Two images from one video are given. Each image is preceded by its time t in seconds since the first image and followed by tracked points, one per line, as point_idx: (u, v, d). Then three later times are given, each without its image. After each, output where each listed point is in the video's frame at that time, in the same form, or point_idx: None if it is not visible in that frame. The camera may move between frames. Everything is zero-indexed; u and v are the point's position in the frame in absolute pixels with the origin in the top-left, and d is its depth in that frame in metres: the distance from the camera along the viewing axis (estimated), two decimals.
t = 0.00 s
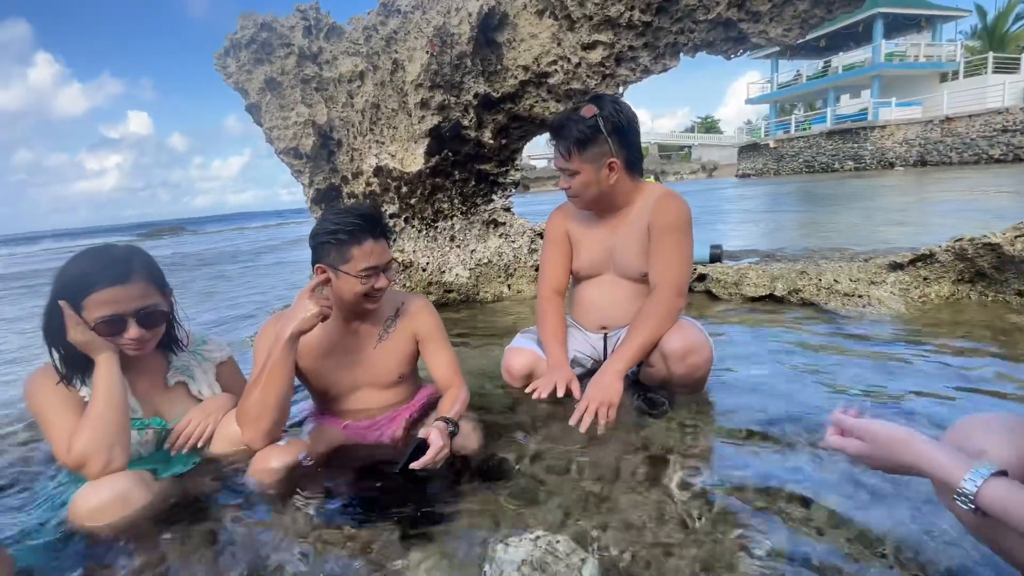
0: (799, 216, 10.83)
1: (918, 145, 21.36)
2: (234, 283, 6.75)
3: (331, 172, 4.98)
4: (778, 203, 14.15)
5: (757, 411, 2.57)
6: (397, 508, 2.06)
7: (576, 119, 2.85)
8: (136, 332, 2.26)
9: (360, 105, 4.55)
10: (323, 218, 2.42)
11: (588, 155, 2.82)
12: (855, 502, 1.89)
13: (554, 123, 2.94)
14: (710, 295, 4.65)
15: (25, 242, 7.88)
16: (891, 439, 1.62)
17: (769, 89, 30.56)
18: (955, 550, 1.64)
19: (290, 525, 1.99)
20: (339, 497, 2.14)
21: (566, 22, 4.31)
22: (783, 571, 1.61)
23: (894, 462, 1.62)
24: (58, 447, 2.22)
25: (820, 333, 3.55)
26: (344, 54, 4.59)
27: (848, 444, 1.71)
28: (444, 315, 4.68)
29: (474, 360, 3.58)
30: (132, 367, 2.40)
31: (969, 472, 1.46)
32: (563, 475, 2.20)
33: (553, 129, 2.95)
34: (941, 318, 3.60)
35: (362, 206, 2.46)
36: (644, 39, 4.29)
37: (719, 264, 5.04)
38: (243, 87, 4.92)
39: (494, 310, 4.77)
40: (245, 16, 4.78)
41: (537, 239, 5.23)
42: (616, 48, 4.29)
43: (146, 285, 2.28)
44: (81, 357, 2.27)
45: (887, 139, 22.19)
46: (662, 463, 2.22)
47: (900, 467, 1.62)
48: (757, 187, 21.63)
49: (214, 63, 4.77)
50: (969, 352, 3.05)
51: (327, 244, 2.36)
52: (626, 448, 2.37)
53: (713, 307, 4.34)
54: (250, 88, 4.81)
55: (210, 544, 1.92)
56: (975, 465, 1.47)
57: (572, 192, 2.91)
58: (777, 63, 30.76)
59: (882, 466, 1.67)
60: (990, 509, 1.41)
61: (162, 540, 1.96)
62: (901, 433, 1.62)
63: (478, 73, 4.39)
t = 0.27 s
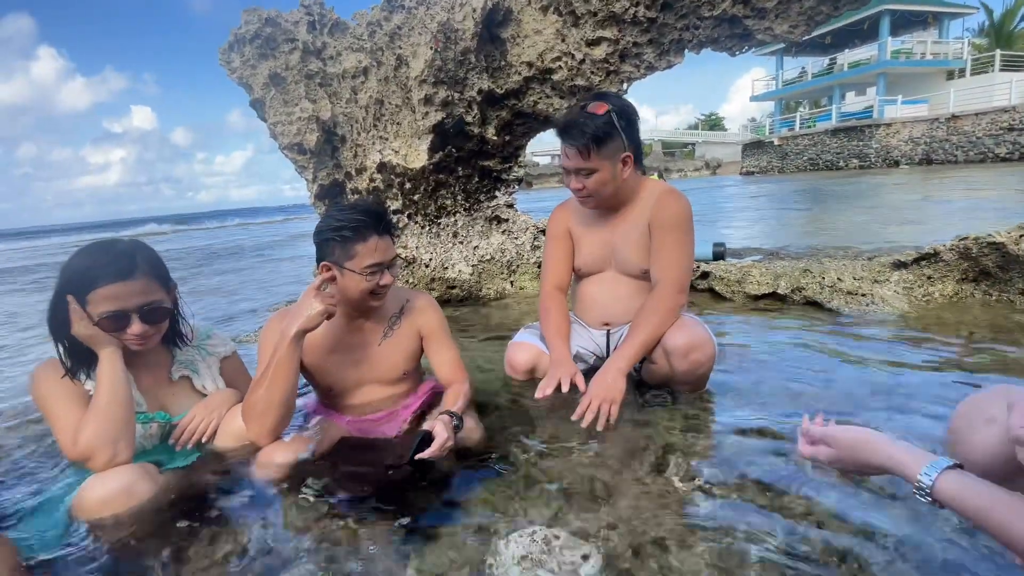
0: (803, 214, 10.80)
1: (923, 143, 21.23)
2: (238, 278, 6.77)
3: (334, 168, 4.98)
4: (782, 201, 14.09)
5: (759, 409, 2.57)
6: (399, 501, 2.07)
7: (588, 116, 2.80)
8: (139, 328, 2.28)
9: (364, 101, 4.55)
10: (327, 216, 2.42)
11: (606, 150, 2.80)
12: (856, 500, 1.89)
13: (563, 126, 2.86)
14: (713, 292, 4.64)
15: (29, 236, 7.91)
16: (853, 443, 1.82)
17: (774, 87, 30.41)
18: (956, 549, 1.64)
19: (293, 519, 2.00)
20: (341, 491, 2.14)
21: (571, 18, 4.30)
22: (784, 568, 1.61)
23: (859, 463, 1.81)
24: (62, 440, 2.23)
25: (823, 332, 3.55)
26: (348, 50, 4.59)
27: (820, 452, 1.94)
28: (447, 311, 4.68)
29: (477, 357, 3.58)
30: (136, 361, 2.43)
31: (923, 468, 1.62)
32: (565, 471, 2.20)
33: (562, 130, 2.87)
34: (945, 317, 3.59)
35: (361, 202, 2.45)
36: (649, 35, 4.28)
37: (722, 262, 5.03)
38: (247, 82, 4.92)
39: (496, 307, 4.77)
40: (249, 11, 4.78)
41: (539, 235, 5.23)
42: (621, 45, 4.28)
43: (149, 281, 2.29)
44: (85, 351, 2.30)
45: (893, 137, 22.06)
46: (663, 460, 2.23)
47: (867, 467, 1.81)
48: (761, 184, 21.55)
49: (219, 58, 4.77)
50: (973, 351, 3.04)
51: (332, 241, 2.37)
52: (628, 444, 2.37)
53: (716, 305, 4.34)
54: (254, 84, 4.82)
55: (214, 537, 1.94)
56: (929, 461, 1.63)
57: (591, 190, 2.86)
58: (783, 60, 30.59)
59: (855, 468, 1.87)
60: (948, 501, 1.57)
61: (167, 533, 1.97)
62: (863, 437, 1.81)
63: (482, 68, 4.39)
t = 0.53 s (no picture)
0: (806, 212, 10.77)
1: (928, 140, 21.13)
2: (242, 275, 6.80)
3: (337, 165, 4.99)
4: (785, 198, 14.07)
5: (760, 407, 2.58)
6: (401, 497, 2.09)
7: (604, 112, 2.79)
8: (140, 329, 2.28)
9: (367, 98, 4.55)
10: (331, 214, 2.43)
11: (623, 146, 2.81)
12: (856, 498, 1.90)
13: (576, 123, 2.83)
14: (715, 290, 4.65)
15: (35, 232, 7.95)
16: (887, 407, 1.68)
17: (778, 83, 30.27)
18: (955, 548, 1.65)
19: (297, 515, 2.02)
20: (345, 488, 2.16)
21: (574, 16, 4.29)
22: (784, 566, 1.62)
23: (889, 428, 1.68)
24: (67, 437, 2.25)
25: (824, 330, 3.55)
26: (352, 47, 4.58)
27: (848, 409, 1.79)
28: (449, 308, 4.70)
29: (479, 354, 3.60)
30: (140, 359, 2.45)
31: (958, 439, 1.50)
32: (567, 469, 2.21)
33: (574, 129, 2.84)
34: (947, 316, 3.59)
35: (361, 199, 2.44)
36: (653, 33, 4.27)
37: (724, 260, 5.03)
38: (250, 79, 4.93)
39: (498, 304, 4.79)
40: (253, 8, 4.79)
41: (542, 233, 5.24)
42: (624, 42, 4.27)
43: (150, 283, 2.29)
44: (87, 349, 2.32)
45: (897, 135, 21.95)
46: (664, 457, 2.24)
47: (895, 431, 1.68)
48: (764, 182, 21.49)
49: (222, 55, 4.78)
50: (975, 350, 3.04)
51: (336, 238, 2.38)
52: (629, 442, 2.39)
53: (718, 303, 4.34)
54: (258, 81, 4.83)
55: (220, 532, 1.96)
56: (964, 432, 1.51)
57: (608, 187, 2.84)
58: (787, 56, 30.44)
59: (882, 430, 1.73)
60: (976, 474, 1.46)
61: (172, 528, 2.00)
62: (899, 401, 1.67)
63: (486, 66, 4.38)
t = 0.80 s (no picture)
0: (808, 210, 10.75)
1: (930, 138, 21.05)
2: (243, 272, 6.81)
3: (337, 163, 4.99)
4: (787, 196, 14.04)
5: (759, 405, 2.58)
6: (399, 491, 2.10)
7: (610, 107, 2.78)
8: (134, 327, 2.29)
9: (367, 96, 4.55)
10: (327, 213, 2.45)
11: (631, 141, 2.82)
12: (854, 495, 1.90)
13: (585, 118, 2.80)
14: (715, 288, 4.64)
15: (38, 229, 7.98)
16: (883, 418, 1.66)
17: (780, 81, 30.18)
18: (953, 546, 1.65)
19: (296, 511, 2.03)
20: (344, 484, 2.17)
21: (574, 13, 4.29)
22: (781, 564, 1.62)
23: (886, 439, 1.67)
24: (65, 433, 2.26)
25: (824, 328, 3.55)
26: (351, 44, 4.58)
27: (842, 431, 1.79)
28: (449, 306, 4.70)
29: (479, 352, 3.60)
30: (137, 356, 2.45)
31: (964, 442, 1.45)
32: (566, 466, 2.22)
33: (581, 125, 2.81)
34: (948, 313, 3.58)
35: (360, 196, 2.47)
36: (653, 30, 4.26)
37: (725, 258, 5.02)
38: (250, 76, 4.93)
39: (498, 302, 4.79)
40: (253, 6, 4.79)
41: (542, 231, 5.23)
42: (624, 39, 4.26)
43: (144, 280, 2.30)
44: (85, 346, 2.33)
45: (900, 132, 21.87)
46: (663, 454, 2.24)
47: (895, 443, 1.65)
48: (765, 180, 21.43)
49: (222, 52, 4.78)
50: (975, 347, 3.04)
51: (331, 236, 2.39)
52: (628, 439, 2.39)
53: (718, 301, 4.34)
54: (258, 79, 4.83)
55: (219, 527, 1.97)
56: (969, 434, 1.46)
57: (614, 183, 2.85)
58: (789, 53, 30.33)
59: (880, 443, 1.71)
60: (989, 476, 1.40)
61: (171, 524, 2.00)
62: (890, 409, 1.67)
63: (485, 63, 4.38)
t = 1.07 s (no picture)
0: (811, 209, 10.74)
1: (935, 137, 20.96)
2: (247, 271, 6.86)
3: (341, 162, 5.03)
4: (790, 196, 14.02)
5: (759, 403, 2.61)
6: (402, 486, 2.14)
7: (616, 107, 2.81)
8: (139, 325, 2.33)
9: (371, 96, 4.58)
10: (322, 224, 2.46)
11: (636, 140, 2.85)
12: (851, 492, 1.93)
13: (592, 117, 2.81)
14: (717, 287, 4.66)
15: (45, 228, 8.05)
16: (870, 399, 1.68)
17: (784, 80, 30.09)
18: (948, 542, 1.68)
19: (301, 505, 2.07)
20: (347, 482, 2.19)
21: (577, 14, 4.31)
22: (777, 558, 1.65)
23: (875, 420, 1.67)
24: (76, 428, 2.30)
25: (824, 327, 3.57)
26: (355, 45, 4.61)
27: (834, 409, 1.78)
28: (452, 305, 4.73)
29: (481, 350, 3.64)
30: (144, 354, 2.50)
31: (940, 422, 1.51)
32: (567, 462, 2.24)
33: (586, 125, 2.82)
34: (948, 313, 3.59)
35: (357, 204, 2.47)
36: (655, 31, 4.28)
37: (726, 257, 5.04)
38: (255, 77, 4.97)
39: (501, 301, 4.82)
40: (258, 7, 4.83)
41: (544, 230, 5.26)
42: (626, 40, 4.28)
43: (147, 280, 2.33)
44: (91, 344, 2.37)
45: (904, 132, 21.78)
46: (662, 451, 2.27)
47: (886, 423, 1.66)
48: (768, 179, 21.40)
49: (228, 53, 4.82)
50: (974, 347, 3.06)
51: (326, 246, 2.40)
52: (629, 436, 2.42)
53: (720, 300, 4.36)
54: (263, 79, 4.87)
55: (226, 520, 2.01)
56: (946, 415, 1.52)
57: (619, 182, 2.88)
58: (793, 52, 30.24)
59: (870, 424, 1.71)
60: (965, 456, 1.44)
61: (179, 517, 2.04)
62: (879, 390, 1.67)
63: (488, 63, 4.40)
